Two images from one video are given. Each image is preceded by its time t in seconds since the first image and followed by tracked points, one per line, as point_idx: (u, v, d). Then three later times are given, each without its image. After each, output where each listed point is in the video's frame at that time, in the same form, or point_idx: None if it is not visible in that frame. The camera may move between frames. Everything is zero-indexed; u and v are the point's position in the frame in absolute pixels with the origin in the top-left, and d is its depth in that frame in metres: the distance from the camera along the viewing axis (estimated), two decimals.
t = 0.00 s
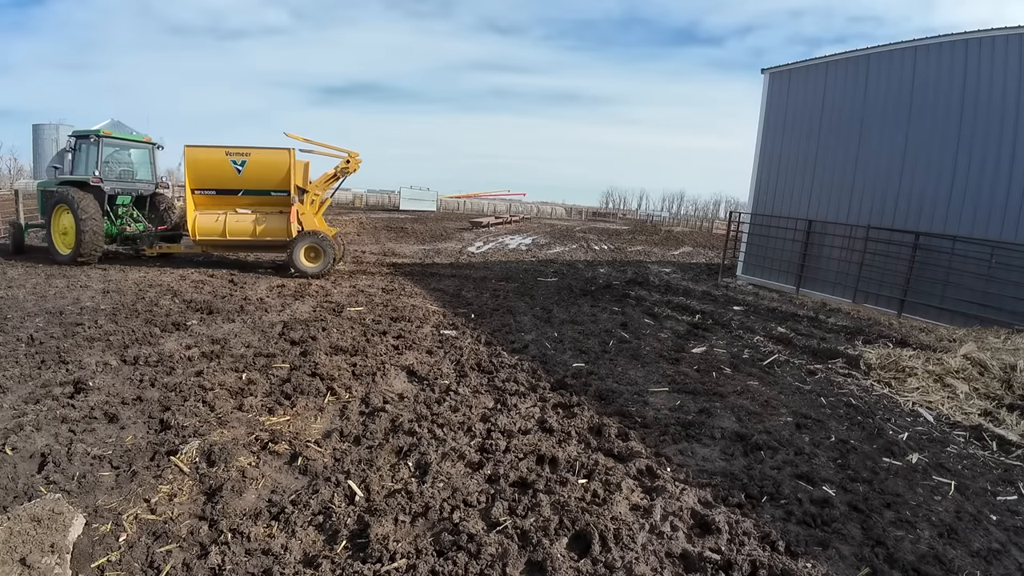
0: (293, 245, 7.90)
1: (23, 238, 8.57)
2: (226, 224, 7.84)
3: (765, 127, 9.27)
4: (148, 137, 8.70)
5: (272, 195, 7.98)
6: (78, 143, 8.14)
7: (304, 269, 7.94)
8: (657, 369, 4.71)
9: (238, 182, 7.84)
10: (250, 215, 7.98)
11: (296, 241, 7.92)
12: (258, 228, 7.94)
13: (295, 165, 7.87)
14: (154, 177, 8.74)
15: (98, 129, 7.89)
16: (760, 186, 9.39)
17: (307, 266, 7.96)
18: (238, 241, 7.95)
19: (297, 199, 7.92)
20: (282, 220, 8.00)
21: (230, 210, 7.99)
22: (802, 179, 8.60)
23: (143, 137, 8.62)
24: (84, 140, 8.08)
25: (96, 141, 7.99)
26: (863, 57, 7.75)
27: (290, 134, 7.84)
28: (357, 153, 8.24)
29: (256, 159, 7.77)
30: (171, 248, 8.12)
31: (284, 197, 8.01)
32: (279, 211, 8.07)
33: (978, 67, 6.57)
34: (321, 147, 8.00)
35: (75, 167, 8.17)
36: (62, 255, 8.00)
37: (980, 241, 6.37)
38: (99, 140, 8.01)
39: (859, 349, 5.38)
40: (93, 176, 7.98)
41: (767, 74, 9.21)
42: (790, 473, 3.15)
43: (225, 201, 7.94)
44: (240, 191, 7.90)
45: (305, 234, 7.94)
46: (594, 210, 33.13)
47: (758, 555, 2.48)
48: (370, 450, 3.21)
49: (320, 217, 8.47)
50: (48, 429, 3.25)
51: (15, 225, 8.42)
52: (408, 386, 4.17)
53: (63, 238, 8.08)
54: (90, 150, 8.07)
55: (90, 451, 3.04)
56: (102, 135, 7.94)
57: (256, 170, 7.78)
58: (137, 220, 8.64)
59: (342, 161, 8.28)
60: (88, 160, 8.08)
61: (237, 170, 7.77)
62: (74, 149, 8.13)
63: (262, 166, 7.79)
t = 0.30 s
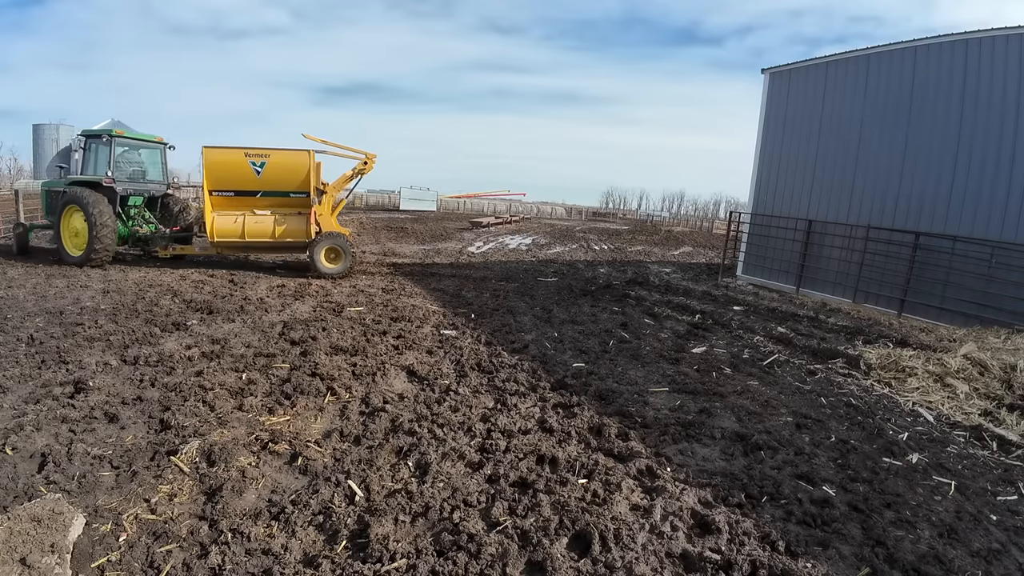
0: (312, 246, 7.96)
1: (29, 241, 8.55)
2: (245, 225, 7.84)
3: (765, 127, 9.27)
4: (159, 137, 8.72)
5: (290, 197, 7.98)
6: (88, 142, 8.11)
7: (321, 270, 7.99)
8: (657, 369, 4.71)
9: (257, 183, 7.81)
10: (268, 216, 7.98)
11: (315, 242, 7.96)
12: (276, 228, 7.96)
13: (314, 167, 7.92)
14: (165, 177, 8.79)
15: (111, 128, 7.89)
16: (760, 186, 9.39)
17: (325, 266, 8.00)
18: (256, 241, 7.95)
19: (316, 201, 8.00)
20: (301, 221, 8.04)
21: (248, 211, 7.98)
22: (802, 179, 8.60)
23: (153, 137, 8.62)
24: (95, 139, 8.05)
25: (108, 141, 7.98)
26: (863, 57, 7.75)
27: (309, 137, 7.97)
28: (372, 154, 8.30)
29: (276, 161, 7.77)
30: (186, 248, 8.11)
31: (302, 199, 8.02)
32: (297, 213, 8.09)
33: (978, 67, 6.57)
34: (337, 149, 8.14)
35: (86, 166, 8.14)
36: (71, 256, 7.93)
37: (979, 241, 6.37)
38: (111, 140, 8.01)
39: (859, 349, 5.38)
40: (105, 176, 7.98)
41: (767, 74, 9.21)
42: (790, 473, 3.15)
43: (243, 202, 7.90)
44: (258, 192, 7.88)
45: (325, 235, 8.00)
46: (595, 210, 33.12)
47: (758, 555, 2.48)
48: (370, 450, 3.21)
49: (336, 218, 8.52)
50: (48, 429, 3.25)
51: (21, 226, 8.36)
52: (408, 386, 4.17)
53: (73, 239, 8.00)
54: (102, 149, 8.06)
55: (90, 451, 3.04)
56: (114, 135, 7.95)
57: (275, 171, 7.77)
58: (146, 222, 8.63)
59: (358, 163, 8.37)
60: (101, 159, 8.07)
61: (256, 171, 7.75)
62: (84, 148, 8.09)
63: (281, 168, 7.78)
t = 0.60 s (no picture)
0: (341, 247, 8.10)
1: (36, 243, 8.52)
2: (271, 225, 7.80)
3: (765, 127, 9.27)
4: (174, 137, 8.70)
5: (315, 197, 7.99)
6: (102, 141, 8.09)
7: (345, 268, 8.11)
8: (657, 369, 4.71)
9: (282, 183, 7.78)
10: (293, 216, 7.94)
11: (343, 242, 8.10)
12: (303, 229, 7.95)
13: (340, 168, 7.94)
14: (179, 177, 8.73)
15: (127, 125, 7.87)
16: (760, 186, 9.39)
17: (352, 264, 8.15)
18: (280, 242, 7.92)
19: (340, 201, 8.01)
20: (327, 221, 8.07)
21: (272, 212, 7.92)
22: (802, 179, 8.60)
23: (169, 137, 8.59)
24: (109, 138, 8.06)
25: (124, 139, 7.97)
26: (863, 57, 7.75)
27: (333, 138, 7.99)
28: (393, 156, 8.29)
29: (302, 162, 7.77)
30: (205, 249, 8.04)
31: (327, 199, 8.04)
32: (322, 213, 8.09)
33: (978, 67, 6.57)
34: (359, 149, 8.00)
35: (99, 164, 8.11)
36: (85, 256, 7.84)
37: (980, 241, 6.37)
38: (127, 138, 7.99)
39: (859, 349, 5.38)
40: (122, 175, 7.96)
41: (767, 74, 9.21)
42: (790, 473, 3.15)
43: (268, 202, 7.85)
44: (283, 192, 7.83)
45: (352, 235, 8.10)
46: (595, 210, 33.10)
47: (758, 555, 2.48)
48: (370, 450, 3.21)
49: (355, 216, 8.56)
50: (48, 429, 3.25)
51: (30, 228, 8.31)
52: (408, 386, 4.17)
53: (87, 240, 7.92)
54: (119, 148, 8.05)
55: (90, 451, 3.04)
56: (130, 134, 7.92)
57: (301, 171, 7.76)
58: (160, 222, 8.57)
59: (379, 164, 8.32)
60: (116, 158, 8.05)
61: (281, 171, 7.72)
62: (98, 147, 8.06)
63: (308, 169, 7.78)
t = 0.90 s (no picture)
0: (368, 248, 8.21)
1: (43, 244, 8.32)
2: (302, 228, 7.83)
3: (765, 127, 9.27)
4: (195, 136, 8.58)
5: (343, 199, 8.08)
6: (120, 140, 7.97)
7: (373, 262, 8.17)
8: (657, 369, 4.71)
9: (312, 185, 7.81)
10: (322, 218, 8.00)
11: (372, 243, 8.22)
12: (332, 231, 8.05)
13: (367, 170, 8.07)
14: (198, 178, 8.73)
15: (150, 125, 7.78)
16: (760, 186, 9.39)
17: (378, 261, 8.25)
18: (309, 244, 7.97)
19: (369, 203, 8.15)
20: (356, 222, 8.21)
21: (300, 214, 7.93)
22: (802, 179, 8.60)
23: (190, 137, 8.50)
24: (131, 137, 7.94)
25: (147, 139, 7.89)
26: (863, 57, 7.75)
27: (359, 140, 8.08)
28: (415, 158, 8.41)
29: (332, 164, 7.83)
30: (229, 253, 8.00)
31: (355, 201, 8.16)
32: (349, 214, 8.20)
33: (978, 67, 6.57)
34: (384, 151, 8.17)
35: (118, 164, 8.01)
36: (101, 260, 7.75)
37: (980, 241, 6.37)
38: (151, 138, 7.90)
39: (859, 349, 5.38)
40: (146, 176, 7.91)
41: (767, 74, 9.21)
42: (790, 473, 3.15)
43: (298, 203, 7.85)
44: (313, 194, 7.87)
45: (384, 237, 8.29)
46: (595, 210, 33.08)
47: (758, 555, 2.48)
48: (370, 450, 3.21)
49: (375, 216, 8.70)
50: (48, 429, 3.25)
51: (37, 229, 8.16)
52: (408, 386, 4.17)
53: (105, 242, 7.80)
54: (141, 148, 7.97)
55: (90, 451, 3.04)
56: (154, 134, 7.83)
57: (332, 174, 7.81)
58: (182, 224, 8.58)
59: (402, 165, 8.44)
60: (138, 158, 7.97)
61: (312, 173, 7.73)
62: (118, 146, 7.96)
63: (338, 171, 7.86)
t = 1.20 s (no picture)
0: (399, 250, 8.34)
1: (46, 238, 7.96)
2: (336, 228, 7.87)
3: (765, 127, 9.27)
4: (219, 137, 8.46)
5: (376, 200, 8.16)
6: (144, 140, 7.71)
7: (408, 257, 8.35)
8: (657, 369, 4.71)
9: (346, 187, 7.89)
10: (356, 219, 8.06)
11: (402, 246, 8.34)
12: (365, 232, 8.11)
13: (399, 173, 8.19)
14: (223, 179, 8.62)
15: (182, 126, 7.63)
16: (760, 186, 9.39)
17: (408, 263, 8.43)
18: (343, 245, 8.02)
19: (400, 205, 8.24)
20: (388, 223, 8.28)
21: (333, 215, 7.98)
22: (802, 179, 8.60)
23: (215, 137, 8.37)
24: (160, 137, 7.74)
25: (179, 139, 7.72)
26: (863, 57, 7.75)
27: (389, 144, 8.24)
28: (442, 162, 8.58)
29: (367, 166, 7.94)
30: (257, 252, 7.96)
31: (387, 203, 8.25)
32: (381, 216, 8.29)
33: (977, 67, 6.57)
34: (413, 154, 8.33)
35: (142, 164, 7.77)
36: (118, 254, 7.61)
37: (980, 241, 6.37)
38: (181, 138, 7.76)
39: (859, 349, 5.38)
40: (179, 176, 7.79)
41: (767, 74, 9.21)
42: (790, 473, 3.15)
43: (332, 205, 7.92)
44: (347, 196, 7.94)
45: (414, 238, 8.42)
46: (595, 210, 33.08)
47: (758, 555, 2.48)
48: (370, 450, 3.21)
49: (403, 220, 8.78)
50: (48, 429, 3.25)
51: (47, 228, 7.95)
52: (408, 386, 4.17)
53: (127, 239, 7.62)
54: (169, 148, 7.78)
55: (90, 451, 3.04)
56: (186, 133, 7.70)
57: (366, 175, 7.92)
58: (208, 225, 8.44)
59: (428, 168, 8.56)
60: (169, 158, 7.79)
61: (347, 175, 7.84)
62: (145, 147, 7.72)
63: (372, 173, 7.97)
